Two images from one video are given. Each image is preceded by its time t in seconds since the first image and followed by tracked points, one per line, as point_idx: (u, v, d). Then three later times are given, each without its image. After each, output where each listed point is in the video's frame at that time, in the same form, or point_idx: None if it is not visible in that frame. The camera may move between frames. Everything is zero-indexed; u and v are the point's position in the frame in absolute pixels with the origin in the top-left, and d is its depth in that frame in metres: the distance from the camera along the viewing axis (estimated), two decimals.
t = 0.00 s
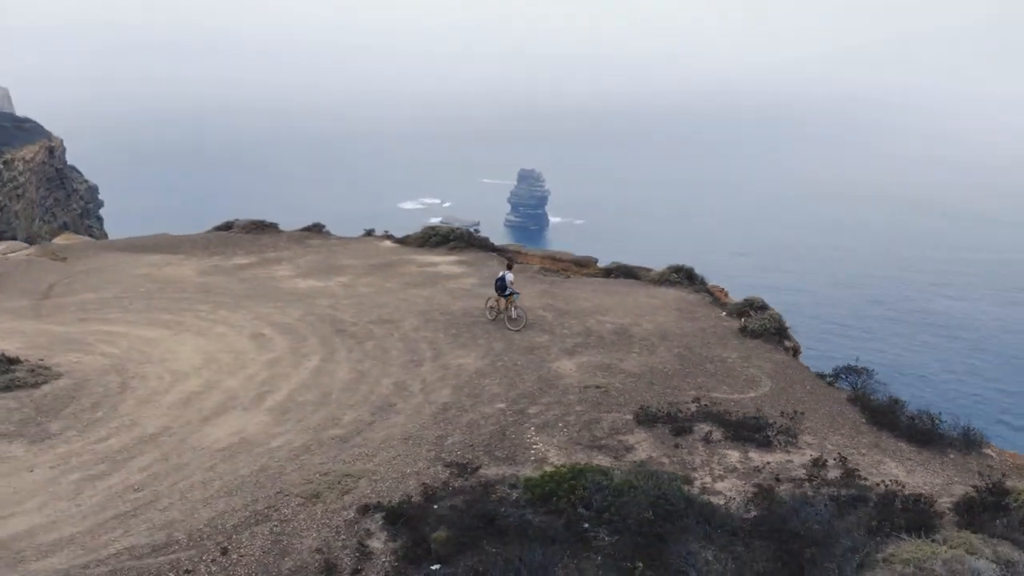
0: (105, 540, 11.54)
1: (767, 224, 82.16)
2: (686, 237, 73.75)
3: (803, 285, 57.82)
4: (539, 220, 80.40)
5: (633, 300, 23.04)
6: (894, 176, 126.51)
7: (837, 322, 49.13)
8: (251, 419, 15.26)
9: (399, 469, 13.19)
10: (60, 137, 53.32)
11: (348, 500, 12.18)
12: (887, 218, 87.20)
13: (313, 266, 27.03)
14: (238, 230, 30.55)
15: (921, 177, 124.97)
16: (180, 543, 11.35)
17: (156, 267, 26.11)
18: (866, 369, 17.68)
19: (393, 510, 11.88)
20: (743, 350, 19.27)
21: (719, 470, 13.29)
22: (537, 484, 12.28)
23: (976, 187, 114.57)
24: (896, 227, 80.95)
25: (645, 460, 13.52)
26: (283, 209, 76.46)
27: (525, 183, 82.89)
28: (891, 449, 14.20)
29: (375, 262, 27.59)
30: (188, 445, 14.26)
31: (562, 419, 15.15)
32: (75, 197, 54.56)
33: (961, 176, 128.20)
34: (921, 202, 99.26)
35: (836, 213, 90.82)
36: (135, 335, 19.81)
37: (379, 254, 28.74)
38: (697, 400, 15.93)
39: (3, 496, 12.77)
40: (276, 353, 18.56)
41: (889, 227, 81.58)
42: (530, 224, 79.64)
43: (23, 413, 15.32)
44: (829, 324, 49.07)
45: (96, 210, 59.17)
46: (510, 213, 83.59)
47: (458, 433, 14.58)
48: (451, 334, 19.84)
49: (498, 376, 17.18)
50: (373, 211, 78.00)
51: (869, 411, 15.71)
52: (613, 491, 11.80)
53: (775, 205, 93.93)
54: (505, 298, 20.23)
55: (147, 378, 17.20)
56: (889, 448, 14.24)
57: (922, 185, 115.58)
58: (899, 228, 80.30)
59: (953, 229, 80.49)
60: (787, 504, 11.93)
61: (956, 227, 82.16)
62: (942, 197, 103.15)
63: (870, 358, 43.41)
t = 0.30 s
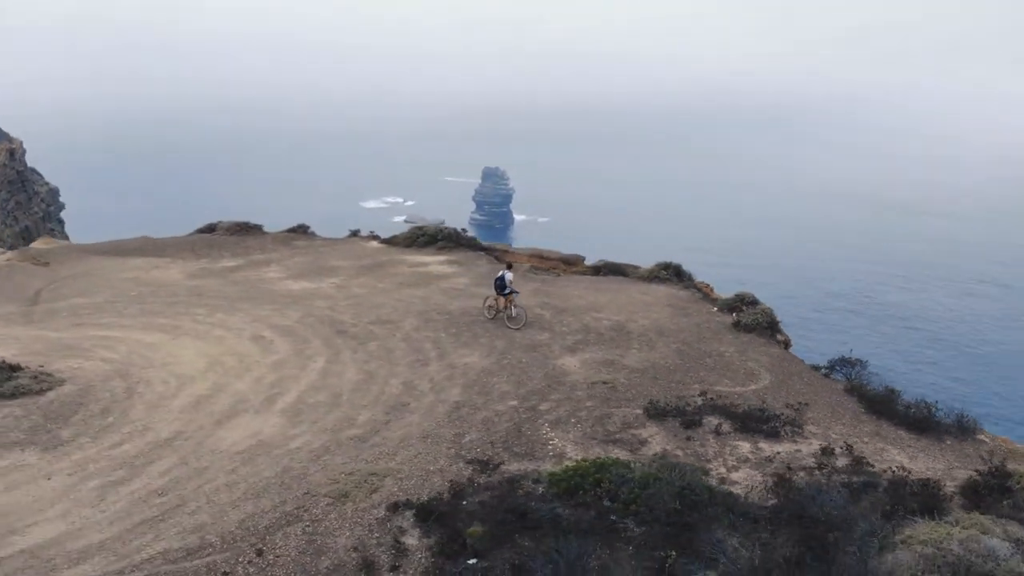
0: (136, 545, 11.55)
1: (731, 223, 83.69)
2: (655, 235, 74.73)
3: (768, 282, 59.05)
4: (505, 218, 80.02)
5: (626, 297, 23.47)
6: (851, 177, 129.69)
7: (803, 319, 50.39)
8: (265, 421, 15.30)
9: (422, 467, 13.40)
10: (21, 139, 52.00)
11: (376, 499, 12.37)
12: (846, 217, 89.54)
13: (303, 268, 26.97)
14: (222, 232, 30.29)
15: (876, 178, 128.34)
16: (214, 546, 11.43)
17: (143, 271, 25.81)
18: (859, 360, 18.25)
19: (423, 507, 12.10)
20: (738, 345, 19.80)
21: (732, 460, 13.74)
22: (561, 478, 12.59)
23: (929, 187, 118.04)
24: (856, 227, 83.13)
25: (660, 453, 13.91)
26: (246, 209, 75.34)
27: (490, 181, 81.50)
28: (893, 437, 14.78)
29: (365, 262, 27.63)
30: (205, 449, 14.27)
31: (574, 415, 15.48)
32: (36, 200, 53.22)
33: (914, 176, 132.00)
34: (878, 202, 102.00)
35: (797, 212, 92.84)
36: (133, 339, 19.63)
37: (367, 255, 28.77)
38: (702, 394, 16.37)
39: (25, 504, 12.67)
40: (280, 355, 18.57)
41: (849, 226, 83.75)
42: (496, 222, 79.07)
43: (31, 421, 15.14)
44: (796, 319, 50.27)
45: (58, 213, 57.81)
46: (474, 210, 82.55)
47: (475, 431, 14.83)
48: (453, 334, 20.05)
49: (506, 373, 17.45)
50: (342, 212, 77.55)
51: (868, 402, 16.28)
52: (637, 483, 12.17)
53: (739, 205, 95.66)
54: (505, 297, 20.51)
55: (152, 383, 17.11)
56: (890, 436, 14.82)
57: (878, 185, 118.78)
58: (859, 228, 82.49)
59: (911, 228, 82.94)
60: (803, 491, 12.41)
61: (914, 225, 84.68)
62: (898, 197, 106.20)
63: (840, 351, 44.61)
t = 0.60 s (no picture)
0: (162, 549, 11.58)
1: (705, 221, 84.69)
2: (630, 233, 75.39)
3: (748, 278, 59.91)
4: (475, 216, 81.16)
5: (620, 295, 23.79)
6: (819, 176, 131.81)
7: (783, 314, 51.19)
8: (278, 423, 15.38)
9: (439, 465, 13.61)
10: None
11: (399, 497, 12.55)
12: (817, 215, 91.07)
13: (295, 269, 26.92)
14: (209, 233, 30.09)
15: (844, 176, 130.49)
16: (242, 548, 11.50)
17: (133, 274, 25.59)
18: (853, 354, 18.73)
19: (446, 504, 12.30)
20: (734, 341, 20.21)
21: (742, 453, 14.10)
22: (580, 473, 12.86)
23: (896, 183, 120.24)
24: (826, 225, 84.59)
25: (671, 447, 14.22)
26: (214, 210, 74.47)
27: (461, 179, 79.51)
28: (892, 428, 15.24)
29: (357, 263, 27.65)
30: (220, 451, 14.31)
31: (583, 412, 15.76)
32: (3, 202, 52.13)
33: (879, 173, 134.59)
34: (847, 199, 103.83)
35: (769, 209, 94.15)
36: (132, 343, 19.51)
37: (357, 255, 28.78)
38: (705, 390, 16.73)
39: (44, 511, 12.63)
40: (284, 356, 18.61)
41: (820, 224, 85.20)
42: (467, 221, 80.21)
43: (40, 428, 15.06)
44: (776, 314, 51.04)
45: (26, 215, 56.71)
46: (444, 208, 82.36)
47: (487, 429, 15.04)
48: (454, 333, 20.23)
49: (511, 372, 17.68)
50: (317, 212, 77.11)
51: (865, 394, 16.75)
52: (654, 477, 12.47)
53: (711, 203, 96.82)
54: (504, 297, 20.76)
55: (158, 386, 17.05)
56: (889, 427, 15.29)
57: (845, 183, 120.88)
58: (830, 226, 83.98)
59: (879, 224, 84.60)
60: (813, 482, 12.80)
61: (883, 221, 86.34)
62: (868, 194, 108.00)
63: (817, 346, 45.44)
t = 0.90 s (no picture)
0: (197, 553, 11.63)
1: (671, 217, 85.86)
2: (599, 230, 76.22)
3: (718, 274, 60.97)
4: (440, 216, 81.03)
5: (613, 293, 24.19)
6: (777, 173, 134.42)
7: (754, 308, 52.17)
8: (294, 426, 15.46)
9: (462, 463, 13.85)
10: None
11: (428, 496, 12.77)
12: (779, 211, 92.94)
13: (285, 272, 26.83)
14: (194, 237, 29.79)
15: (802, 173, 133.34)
16: (278, 550, 11.62)
17: (120, 279, 25.27)
18: (845, 347, 19.36)
19: (475, 502, 12.54)
20: (729, 337, 20.75)
21: (753, 445, 14.54)
22: (602, 468, 13.20)
23: (852, 180, 123.12)
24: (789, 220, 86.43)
25: (685, 441, 14.63)
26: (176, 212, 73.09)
27: (424, 178, 79.14)
28: (891, 417, 15.84)
29: (347, 265, 27.66)
30: (240, 456, 14.36)
31: (594, 408, 16.12)
32: None
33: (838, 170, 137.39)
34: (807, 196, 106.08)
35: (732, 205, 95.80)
36: (132, 349, 19.35)
37: (346, 258, 28.78)
38: (710, 384, 17.20)
39: (69, 519, 12.55)
40: (289, 360, 18.65)
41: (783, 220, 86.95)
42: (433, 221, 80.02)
43: (51, 436, 14.93)
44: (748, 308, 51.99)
45: None
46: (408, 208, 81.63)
47: (503, 427, 15.32)
48: (456, 333, 20.44)
49: (518, 371, 17.97)
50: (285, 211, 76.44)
51: (861, 385, 17.36)
52: (676, 470, 12.86)
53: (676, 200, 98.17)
54: (503, 297, 21.02)
55: (166, 392, 16.97)
56: (889, 416, 15.89)
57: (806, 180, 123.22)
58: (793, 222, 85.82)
59: (841, 219, 86.65)
60: (826, 471, 13.30)
61: (843, 217, 88.46)
62: (828, 190, 110.27)
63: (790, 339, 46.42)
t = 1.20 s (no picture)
0: (225, 556, 11.68)
1: (644, 215, 86.67)
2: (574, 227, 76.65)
3: (694, 270, 61.76)
4: (410, 215, 79.62)
5: (607, 292, 24.52)
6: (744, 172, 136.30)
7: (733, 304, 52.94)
8: (307, 429, 15.54)
9: (479, 462, 14.06)
10: None
11: (450, 494, 12.96)
12: (750, 208, 94.26)
13: (277, 274, 26.78)
14: (181, 240, 29.54)
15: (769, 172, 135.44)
16: (307, 551, 11.73)
17: (111, 283, 25.02)
18: (839, 341, 19.85)
19: (498, 499, 12.75)
20: (725, 333, 21.17)
21: (761, 438, 14.93)
22: (619, 463, 13.48)
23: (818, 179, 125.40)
24: (760, 218, 87.75)
25: (695, 436, 14.98)
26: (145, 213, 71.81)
27: (394, 178, 78.61)
28: (890, 409, 16.34)
29: (339, 267, 27.67)
30: (256, 458, 14.41)
31: (602, 405, 16.41)
32: None
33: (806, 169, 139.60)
34: (777, 195, 107.74)
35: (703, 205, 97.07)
36: (133, 354, 19.23)
37: (337, 259, 28.76)
38: (713, 380, 17.58)
39: (91, 526, 12.51)
40: (294, 363, 18.68)
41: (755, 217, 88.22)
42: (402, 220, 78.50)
43: (62, 443, 14.83)
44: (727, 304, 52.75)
45: None
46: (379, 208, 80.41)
47: (515, 425, 15.54)
48: (457, 333, 20.62)
49: (524, 370, 18.21)
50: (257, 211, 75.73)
51: (857, 378, 17.85)
52: (692, 464, 13.19)
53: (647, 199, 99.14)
54: (502, 297, 21.26)
55: (172, 397, 16.93)
56: (887, 408, 16.39)
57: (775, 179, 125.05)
58: (763, 219, 87.18)
59: (810, 217, 88.24)
60: (834, 461, 13.73)
61: (812, 215, 90.15)
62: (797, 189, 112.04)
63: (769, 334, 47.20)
